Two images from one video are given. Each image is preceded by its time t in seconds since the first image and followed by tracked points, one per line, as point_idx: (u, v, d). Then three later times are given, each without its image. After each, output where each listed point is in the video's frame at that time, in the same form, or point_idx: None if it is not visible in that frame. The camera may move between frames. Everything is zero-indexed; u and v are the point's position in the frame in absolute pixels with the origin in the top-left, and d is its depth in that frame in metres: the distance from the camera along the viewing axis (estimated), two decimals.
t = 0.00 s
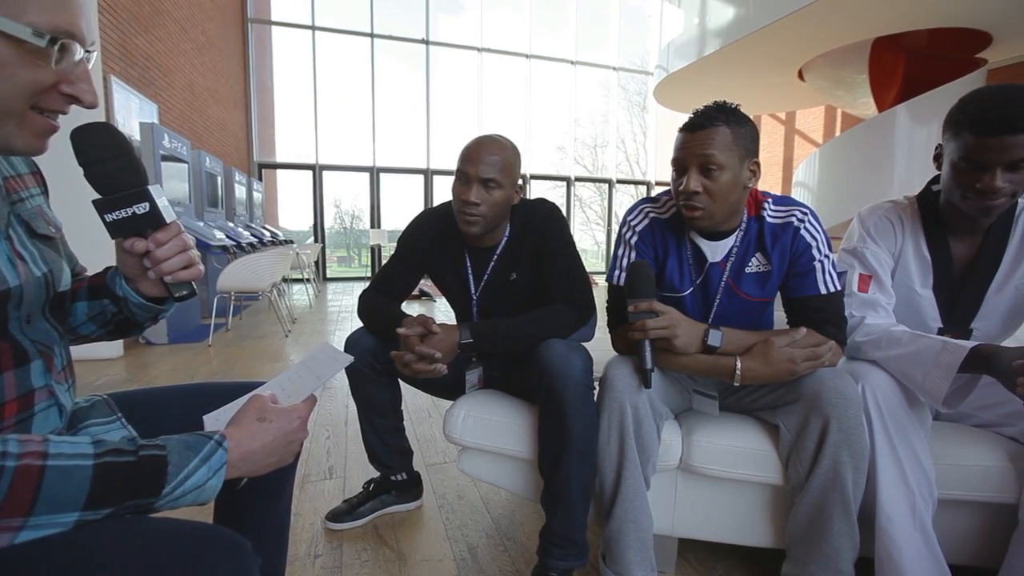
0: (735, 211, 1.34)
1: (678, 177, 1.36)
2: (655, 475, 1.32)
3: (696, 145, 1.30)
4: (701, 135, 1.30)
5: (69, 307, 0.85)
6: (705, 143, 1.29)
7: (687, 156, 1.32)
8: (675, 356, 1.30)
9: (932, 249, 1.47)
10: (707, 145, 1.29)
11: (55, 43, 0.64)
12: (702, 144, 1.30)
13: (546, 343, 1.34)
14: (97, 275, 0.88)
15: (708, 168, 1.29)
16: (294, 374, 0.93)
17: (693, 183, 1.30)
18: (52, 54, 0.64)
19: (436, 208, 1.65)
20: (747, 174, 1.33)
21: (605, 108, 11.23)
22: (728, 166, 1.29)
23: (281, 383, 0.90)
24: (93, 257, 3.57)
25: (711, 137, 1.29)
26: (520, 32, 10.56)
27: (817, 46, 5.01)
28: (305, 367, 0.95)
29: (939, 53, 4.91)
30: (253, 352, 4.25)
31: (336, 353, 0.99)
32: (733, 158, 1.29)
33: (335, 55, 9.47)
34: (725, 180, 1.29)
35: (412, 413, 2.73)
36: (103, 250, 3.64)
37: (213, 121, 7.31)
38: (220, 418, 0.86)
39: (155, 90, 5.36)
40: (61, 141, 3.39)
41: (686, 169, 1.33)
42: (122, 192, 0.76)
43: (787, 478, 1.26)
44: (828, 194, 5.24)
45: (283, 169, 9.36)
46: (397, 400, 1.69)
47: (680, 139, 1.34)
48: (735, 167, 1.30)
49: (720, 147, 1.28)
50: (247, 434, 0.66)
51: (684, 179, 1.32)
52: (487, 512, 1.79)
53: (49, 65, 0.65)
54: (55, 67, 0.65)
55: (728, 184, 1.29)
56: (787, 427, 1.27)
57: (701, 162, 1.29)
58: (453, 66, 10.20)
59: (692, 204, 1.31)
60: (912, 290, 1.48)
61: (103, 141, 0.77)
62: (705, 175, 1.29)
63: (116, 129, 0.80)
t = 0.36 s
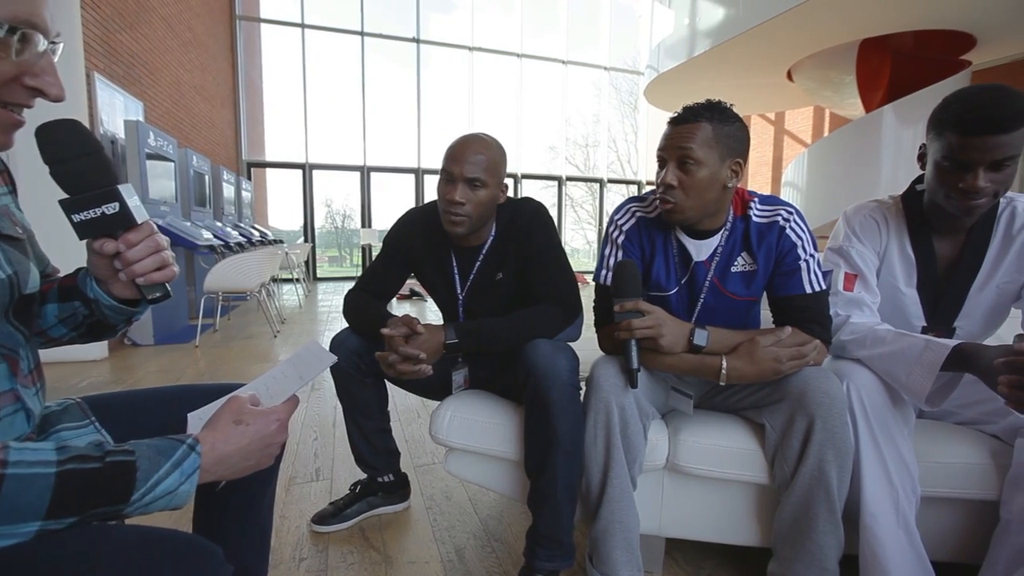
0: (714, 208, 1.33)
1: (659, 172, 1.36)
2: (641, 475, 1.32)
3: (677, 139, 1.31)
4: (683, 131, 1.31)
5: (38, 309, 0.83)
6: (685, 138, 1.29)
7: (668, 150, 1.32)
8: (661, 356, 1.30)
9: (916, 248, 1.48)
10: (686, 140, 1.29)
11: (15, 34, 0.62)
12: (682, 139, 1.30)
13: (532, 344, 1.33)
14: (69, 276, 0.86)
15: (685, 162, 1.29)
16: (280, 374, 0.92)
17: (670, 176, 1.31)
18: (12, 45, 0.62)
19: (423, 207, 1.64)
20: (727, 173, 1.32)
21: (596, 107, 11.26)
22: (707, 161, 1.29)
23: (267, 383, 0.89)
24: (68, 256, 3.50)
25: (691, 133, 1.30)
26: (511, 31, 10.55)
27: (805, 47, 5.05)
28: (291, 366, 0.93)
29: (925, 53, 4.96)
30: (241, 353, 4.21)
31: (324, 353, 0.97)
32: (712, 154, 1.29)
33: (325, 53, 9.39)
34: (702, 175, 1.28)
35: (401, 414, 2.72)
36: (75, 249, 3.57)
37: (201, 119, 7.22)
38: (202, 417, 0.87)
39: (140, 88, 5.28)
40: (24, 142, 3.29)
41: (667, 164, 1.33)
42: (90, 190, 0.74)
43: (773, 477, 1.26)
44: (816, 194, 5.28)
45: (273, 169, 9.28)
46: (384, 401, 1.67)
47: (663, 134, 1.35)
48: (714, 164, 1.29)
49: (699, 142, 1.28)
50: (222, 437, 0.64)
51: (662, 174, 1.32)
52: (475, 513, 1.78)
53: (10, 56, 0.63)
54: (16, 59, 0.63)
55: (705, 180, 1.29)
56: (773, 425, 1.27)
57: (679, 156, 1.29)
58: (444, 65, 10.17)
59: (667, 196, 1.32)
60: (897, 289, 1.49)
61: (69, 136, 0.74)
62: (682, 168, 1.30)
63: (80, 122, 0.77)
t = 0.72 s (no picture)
0: (702, 208, 1.33)
1: (645, 174, 1.36)
2: (629, 475, 1.31)
3: (660, 140, 1.30)
4: (665, 132, 1.31)
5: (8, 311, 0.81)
6: (668, 139, 1.29)
7: (652, 152, 1.32)
8: (648, 356, 1.29)
9: (901, 247, 1.48)
10: (669, 141, 1.29)
11: None
12: (665, 140, 1.30)
13: (518, 344, 1.33)
14: (39, 276, 0.84)
15: (670, 163, 1.29)
16: (253, 378, 0.90)
17: (656, 178, 1.30)
18: None
19: (409, 207, 1.63)
20: (712, 171, 1.32)
21: (588, 108, 11.27)
22: (691, 161, 1.28)
23: (241, 389, 0.88)
24: (35, 253, 3.42)
25: (673, 133, 1.29)
26: (503, 31, 10.53)
27: (793, 48, 5.09)
28: (263, 371, 0.92)
29: (913, 56, 5.02)
30: (230, 354, 4.16)
31: (299, 356, 0.96)
32: (695, 153, 1.29)
33: (315, 52, 9.32)
34: (687, 176, 1.28)
35: (391, 415, 2.69)
36: (47, 247, 3.48)
37: (189, 117, 7.14)
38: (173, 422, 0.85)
39: (126, 86, 5.21)
40: None
41: (652, 165, 1.33)
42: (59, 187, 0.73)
43: (760, 477, 1.26)
44: (805, 194, 5.32)
45: (262, 168, 9.19)
46: (371, 402, 1.66)
47: (645, 136, 1.35)
48: (699, 163, 1.29)
49: (682, 142, 1.28)
50: (196, 442, 0.63)
51: (647, 176, 1.32)
52: (464, 515, 1.77)
53: None
54: None
55: (692, 180, 1.29)
56: (759, 425, 1.27)
57: (663, 157, 1.29)
58: (435, 65, 10.14)
59: (656, 198, 1.31)
60: (882, 289, 1.50)
61: (36, 132, 0.72)
62: (667, 170, 1.29)
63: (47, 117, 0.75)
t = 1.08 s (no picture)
0: (687, 207, 1.33)
1: (630, 174, 1.36)
2: (616, 475, 1.31)
3: (644, 140, 1.30)
4: (649, 131, 1.31)
5: None
6: (652, 139, 1.29)
7: (636, 152, 1.32)
8: (635, 356, 1.29)
9: (885, 247, 1.50)
10: (653, 140, 1.29)
11: None
12: (649, 139, 1.30)
13: (505, 344, 1.32)
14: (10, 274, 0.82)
15: (654, 163, 1.29)
16: (225, 380, 0.88)
17: (641, 178, 1.30)
18: None
19: (395, 205, 1.61)
20: (697, 170, 1.32)
21: (579, 107, 11.29)
22: (675, 160, 1.28)
23: (209, 394, 0.86)
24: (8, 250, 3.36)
25: (657, 133, 1.29)
26: (494, 29, 10.51)
27: (781, 49, 5.13)
28: (238, 372, 0.90)
29: (900, 57, 5.08)
30: (217, 355, 4.12)
31: (273, 357, 0.94)
32: (679, 153, 1.29)
33: (304, 50, 9.24)
34: (671, 175, 1.28)
35: (380, 415, 2.68)
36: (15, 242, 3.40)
37: (175, 115, 7.05)
38: (138, 429, 0.84)
39: (110, 83, 5.13)
40: None
41: (637, 164, 1.32)
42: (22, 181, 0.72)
43: (746, 475, 1.27)
44: (793, 193, 5.36)
45: (251, 167, 9.10)
46: (357, 403, 1.64)
47: (630, 135, 1.34)
48: (683, 163, 1.29)
49: (666, 141, 1.28)
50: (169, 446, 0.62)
51: (632, 175, 1.32)
52: (452, 516, 1.76)
53: None
54: None
55: (676, 179, 1.29)
56: (745, 424, 1.27)
57: (647, 157, 1.29)
58: (426, 63, 10.10)
59: (641, 197, 1.31)
60: (867, 287, 1.51)
61: None
62: (652, 169, 1.29)
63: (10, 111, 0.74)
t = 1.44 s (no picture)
0: (677, 206, 1.33)
1: (618, 174, 1.36)
2: (606, 475, 1.31)
3: (632, 140, 1.30)
4: (637, 131, 1.30)
5: None
6: (640, 139, 1.29)
7: (625, 153, 1.31)
8: (624, 356, 1.29)
9: (874, 246, 1.50)
10: (641, 141, 1.29)
11: None
12: (638, 139, 1.29)
13: (494, 344, 1.31)
14: None
15: (642, 163, 1.28)
16: (205, 383, 0.87)
17: (630, 178, 1.30)
18: None
19: (384, 205, 1.60)
20: (685, 169, 1.32)
21: (572, 107, 11.30)
22: (664, 161, 1.28)
23: (187, 398, 0.84)
24: None
25: (645, 133, 1.29)
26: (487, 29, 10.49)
27: (773, 50, 5.15)
28: (218, 374, 0.89)
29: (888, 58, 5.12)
30: (206, 355, 4.07)
31: (253, 359, 0.93)
32: (667, 153, 1.28)
33: (295, 48, 9.17)
34: (660, 176, 1.28)
35: (371, 416, 2.66)
36: None
37: (164, 113, 6.97)
38: (112, 436, 0.84)
39: (97, 81, 5.06)
40: None
41: (625, 165, 1.32)
42: None
43: (735, 474, 1.27)
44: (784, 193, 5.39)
45: (242, 166, 9.02)
46: (346, 404, 1.63)
47: (618, 135, 1.34)
48: (671, 162, 1.29)
49: (655, 142, 1.28)
50: (147, 451, 0.61)
51: (621, 176, 1.31)
52: (442, 517, 1.75)
53: None
54: None
55: (666, 179, 1.28)
56: (735, 423, 1.27)
57: (635, 157, 1.28)
58: (419, 62, 10.07)
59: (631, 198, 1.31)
60: (856, 287, 1.52)
61: None
62: (641, 169, 1.29)
63: None
